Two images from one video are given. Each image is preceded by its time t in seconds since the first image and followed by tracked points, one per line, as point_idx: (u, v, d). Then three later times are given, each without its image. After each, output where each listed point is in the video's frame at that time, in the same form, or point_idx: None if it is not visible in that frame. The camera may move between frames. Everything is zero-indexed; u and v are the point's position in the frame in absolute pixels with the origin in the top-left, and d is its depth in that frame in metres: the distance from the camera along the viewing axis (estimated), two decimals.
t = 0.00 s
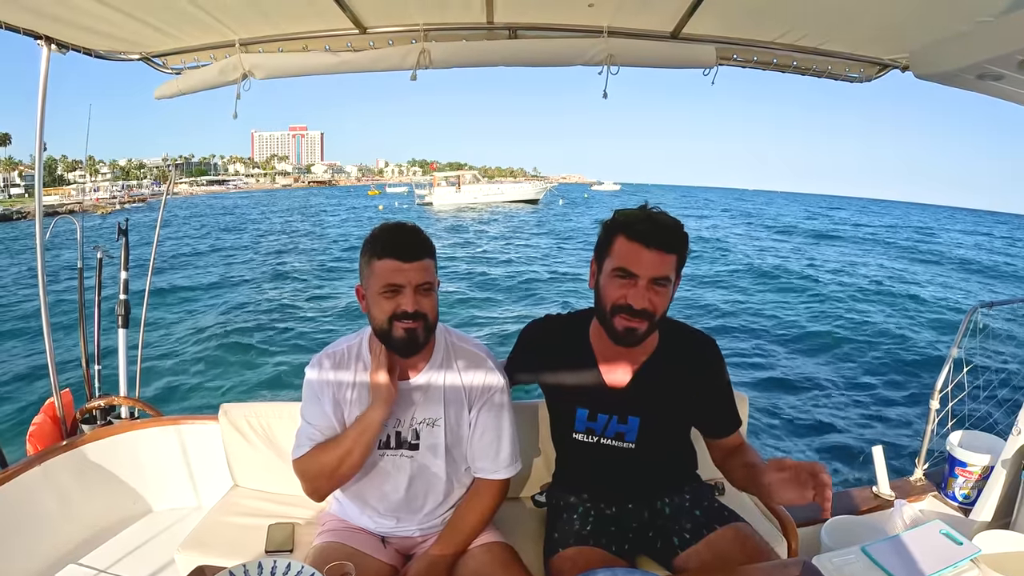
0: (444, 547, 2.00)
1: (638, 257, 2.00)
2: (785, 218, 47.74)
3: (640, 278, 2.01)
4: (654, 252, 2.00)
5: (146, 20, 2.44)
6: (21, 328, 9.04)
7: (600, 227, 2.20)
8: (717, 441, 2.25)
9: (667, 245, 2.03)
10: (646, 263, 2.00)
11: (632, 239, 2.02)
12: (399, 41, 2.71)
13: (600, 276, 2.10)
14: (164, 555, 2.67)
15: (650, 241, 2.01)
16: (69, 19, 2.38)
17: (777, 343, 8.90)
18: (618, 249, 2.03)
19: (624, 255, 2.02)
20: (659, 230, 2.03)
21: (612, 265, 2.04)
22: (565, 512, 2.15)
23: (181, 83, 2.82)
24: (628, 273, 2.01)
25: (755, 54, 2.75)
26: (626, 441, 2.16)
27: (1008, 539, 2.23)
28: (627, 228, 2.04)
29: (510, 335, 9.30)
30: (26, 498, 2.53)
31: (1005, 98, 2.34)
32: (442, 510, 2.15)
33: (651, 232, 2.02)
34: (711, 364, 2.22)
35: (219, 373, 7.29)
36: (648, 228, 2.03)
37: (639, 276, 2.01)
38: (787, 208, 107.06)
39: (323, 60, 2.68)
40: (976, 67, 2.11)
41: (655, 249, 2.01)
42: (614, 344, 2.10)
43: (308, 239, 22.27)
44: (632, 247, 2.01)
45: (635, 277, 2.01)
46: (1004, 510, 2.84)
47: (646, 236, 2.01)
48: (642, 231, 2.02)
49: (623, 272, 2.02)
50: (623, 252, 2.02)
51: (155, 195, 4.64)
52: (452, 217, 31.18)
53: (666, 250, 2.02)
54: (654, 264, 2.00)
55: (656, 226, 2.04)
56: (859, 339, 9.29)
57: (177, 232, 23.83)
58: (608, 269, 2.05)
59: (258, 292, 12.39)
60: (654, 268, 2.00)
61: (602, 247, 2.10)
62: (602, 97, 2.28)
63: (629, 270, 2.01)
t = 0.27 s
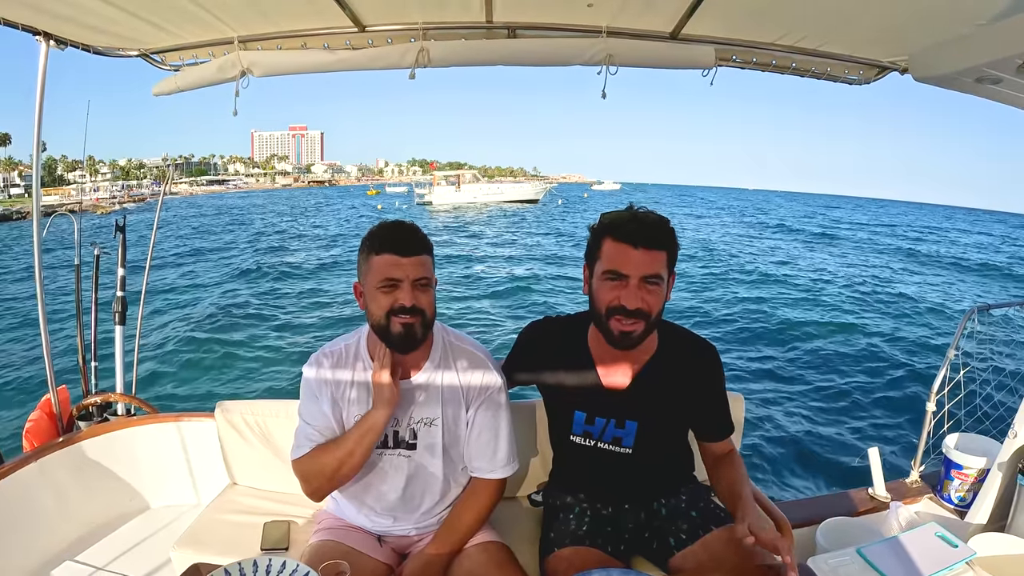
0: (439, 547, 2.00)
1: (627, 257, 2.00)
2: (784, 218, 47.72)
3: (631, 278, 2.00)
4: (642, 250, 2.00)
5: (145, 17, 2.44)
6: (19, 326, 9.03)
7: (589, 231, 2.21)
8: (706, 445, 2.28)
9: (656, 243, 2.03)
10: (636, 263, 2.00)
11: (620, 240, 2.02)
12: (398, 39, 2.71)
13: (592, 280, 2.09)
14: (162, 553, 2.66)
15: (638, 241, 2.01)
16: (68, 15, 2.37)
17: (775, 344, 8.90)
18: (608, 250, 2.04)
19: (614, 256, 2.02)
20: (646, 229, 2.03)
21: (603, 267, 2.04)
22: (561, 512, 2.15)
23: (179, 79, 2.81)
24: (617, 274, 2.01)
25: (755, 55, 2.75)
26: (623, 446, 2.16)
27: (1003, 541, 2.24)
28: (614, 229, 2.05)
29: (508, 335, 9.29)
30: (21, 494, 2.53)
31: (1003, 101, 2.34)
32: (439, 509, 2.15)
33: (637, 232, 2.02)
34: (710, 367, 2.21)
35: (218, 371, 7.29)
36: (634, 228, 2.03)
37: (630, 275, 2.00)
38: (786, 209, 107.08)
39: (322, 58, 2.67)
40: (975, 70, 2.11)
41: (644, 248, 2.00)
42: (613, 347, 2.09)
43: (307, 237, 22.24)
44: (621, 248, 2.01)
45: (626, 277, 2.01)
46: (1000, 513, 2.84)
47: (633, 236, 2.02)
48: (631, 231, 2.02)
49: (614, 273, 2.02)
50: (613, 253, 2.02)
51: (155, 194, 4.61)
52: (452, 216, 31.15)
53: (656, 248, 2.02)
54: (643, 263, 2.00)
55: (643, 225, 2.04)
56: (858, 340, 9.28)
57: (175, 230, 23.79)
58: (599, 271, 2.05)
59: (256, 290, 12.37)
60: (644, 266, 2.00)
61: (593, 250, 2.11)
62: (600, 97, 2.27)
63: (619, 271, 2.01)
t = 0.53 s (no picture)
0: (433, 544, 1.98)
1: (613, 253, 1.98)
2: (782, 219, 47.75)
3: (620, 273, 1.99)
4: (628, 244, 1.99)
5: (138, 11, 2.41)
6: (16, 323, 8.99)
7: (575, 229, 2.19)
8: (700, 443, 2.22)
9: (642, 236, 2.00)
10: (621, 258, 1.98)
11: (606, 237, 2.01)
12: (392, 32, 2.67)
13: (583, 278, 2.08)
14: (158, 549, 2.65)
15: (622, 235, 2.00)
16: (59, 9, 2.34)
17: (774, 342, 8.88)
18: (595, 249, 2.02)
19: (601, 253, 2.00)
20: (630, 222, 2.02)
21: (591, 265, 2.03)
22: (557, 508, 2.13)
23: (172, 73, 2.78)
24: (605, 270, 2.00)
25: (753, 48, 2.72)
26: (619, 442, 2.14)
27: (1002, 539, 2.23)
28: (600, 226, 2.04)
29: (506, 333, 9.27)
30: (17, 490, 2.51)
31: (1004, 96, 2.32)
32: (434, 505, 2.14)
33: (620, 226, 2.01)
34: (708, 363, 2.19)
35: (215, 369, 7.26)
36: (618, 223, 2.02)
37: (618, 271, 1.99)
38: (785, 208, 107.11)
39: (316, 51, 2.65)
40: (975, 64, 2.09)
41: (629, 242, 1.99)
42: (610, 344, 2.07)
43: (305, 236, 22.19)
44: (606, 244, 2.00)
45: (614, 273, 1.99)
46: (997, 509, 2.83)
47: (618, 231, 2.01)
48: (616, 227, 2.01)
49: (602, 271, 2.00)
50: (599, 251, 2.00)
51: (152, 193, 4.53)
52: (450, 215, 31.10)
53: (644, 240, 2.00)
54: (630, 256, 1.98)
55: (628, 219, 2.03)
56: (856, 338, 9.28)
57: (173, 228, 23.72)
58: (589, 269, 2.04)
59: (254, 288, 12.33)
60: (633, 260, 1.98)
61: (581, 248, 2.09)
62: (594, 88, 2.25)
63: (607, 266, 2.00)
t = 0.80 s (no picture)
0: (430, 536, 1.97)
1: (611, 243, 1.96)
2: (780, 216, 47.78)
3: (617, 264, 1.97)
4: (626, 234, 1.96)
5: (129, 3, 2.38)
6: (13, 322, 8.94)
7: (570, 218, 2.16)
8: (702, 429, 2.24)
9: (641, 226, 1.98)
10: (619, 248, 1.96)
11: (603, 227, 1.98)
12: (386, 22, 2.65)
13: (579, 267, 2.06)
14: (154, 544, 2.64)
15: (620, 224, 1.97)
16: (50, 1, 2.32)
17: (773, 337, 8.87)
18: (591, 238, 1.99)
19: (597, 243, 1.98)
20: (629, 211, 1.99)
21: (587, 254, 2.00)
22: (554, 498, 2.12)
23: (165, 67, 2.76)
24: (602, 260, 1.97)
25: (749, 35, 2.70)
26: (617, 431, 2.12)
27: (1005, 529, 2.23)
28: (597, 214, 2.00)
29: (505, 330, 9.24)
30: (14, 488, 2.49)
31: (1002, 82, 2.31)
32: (430, 498, 2.13)
33: (619, 215, 1.98)
34: (708, 353, 2.17)
35: (214, 366, 7.24)
36: (616, 212, 1.98)
37: (616, 262, 1.97)
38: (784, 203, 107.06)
39: (308, 41, 2.61)
40: (974, 49, 2.07)
41: (627, 232, 1.96)
42: (605, 335, 2.06)
43: (303, 235, 22.15)
44: (604, 234, 1.97)
45: (611, 264, 1.97)
46: (998, 498, 2.83)
47: (617, 220, 1.98)
48: (614, 216, 1.98)
49: (599, 261, 1.98)
50: (597, 240, 1.98)
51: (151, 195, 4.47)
52: (448, 214, 31.05)
53: (642, 231, 1.98)
54: (627, 247, 1.96)
55: (627, 208, 1.99)
56: (855, 333, 9.27)
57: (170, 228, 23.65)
58: (585, 259, 2.01)
59: (253, 287, 12.29)
60: (631, 251, 1.96)
61: (577, 237, 2.06)
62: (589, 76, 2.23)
63: (604, 256, 1.97)
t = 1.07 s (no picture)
0: (430, 530, 1.99)
1: (606, 238, 1.97)
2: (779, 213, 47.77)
3: (612, 259, 1.98)
4: (622, 229, 1.97)
5: (124, 7, 2.40)
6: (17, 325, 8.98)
7: (567, 212, 2.18)
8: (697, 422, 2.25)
9: (636, 221, 1.99)
10: (614, 243, 1.97)
11: (599, 221, 1.99)
12: (379, 20, 2.66)
13: (573, 261, 2.07)
14: (157, 541, 2.68)
15: (616, 219, 1.98)
16: (46, 5, 2.33)
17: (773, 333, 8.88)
18: (587, 233, 2.01)
19: (593, 236, 1.99)
20: (624, 207, 2.00)
21: (582, 248, 2.02)
22: (552, 491, 2.16)
23: (161, 69, 2.77)
24: (597, 254, 1.98)
25: (742, 27, 2.70)
26: (613, 422, 2.14)
27: (1005, 517, 2.24)
28: (592, 209, 2.01)
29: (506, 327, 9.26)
30: (20, 488, 2.52)
31: (995, 71, 2.31)
32: (430, 494, 2.15)
33: (615, 211, 1.99)
34: (704, 345, 2.19)
35: (218, 367, 7.27)
36: (612, 206, 2.00)
37: (610, 256, 1.98)
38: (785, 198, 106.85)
39: (303, 40, 2.62)
40: (966, 39, 2.08)
41: (623, 228, 1.97)
42: (598, 329, 2.07)
43: (303, 236, 22.16)
44: (599, 229, 1.98)
45: (606, 258, 1.98)
46: (997, 486, 2.84)
47: (612, 215, 1.99)
48: (609, 211, 1.99)
49: (593, 255, 1.99)
50: (592, 235, 1.99)
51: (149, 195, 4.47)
52: (447, 214, 31.05)
53: (637, 226, 1.99)
54: (622, 242, 1.97)
55: (623, 203, 2.01)
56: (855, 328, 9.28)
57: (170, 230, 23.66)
58: (579, 253, 2.02)
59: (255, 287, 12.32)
60: (625, 246, 1.97)
61: (573, 231, 2.07)
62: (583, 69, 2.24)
63: (599, 251, 1.98)
